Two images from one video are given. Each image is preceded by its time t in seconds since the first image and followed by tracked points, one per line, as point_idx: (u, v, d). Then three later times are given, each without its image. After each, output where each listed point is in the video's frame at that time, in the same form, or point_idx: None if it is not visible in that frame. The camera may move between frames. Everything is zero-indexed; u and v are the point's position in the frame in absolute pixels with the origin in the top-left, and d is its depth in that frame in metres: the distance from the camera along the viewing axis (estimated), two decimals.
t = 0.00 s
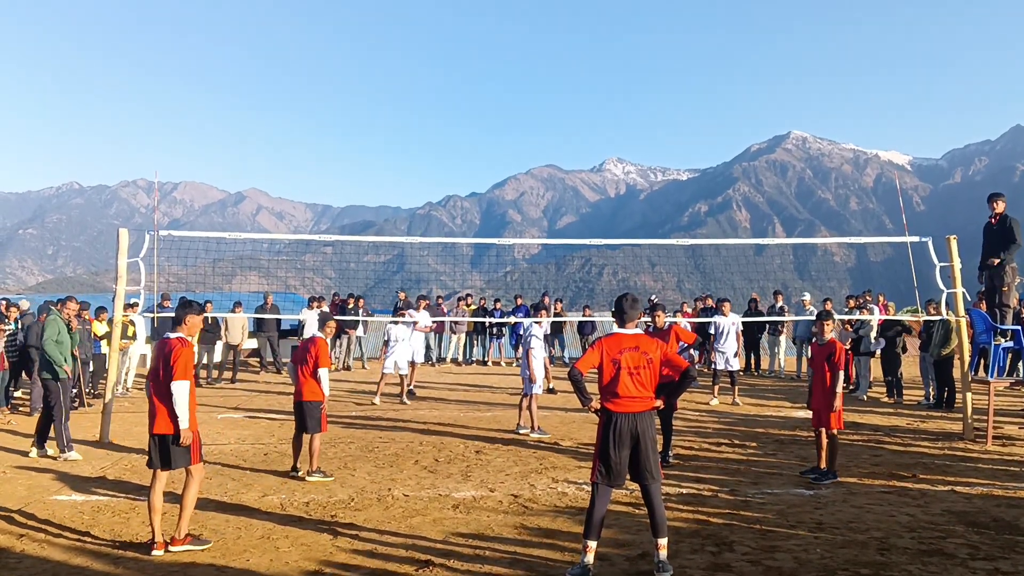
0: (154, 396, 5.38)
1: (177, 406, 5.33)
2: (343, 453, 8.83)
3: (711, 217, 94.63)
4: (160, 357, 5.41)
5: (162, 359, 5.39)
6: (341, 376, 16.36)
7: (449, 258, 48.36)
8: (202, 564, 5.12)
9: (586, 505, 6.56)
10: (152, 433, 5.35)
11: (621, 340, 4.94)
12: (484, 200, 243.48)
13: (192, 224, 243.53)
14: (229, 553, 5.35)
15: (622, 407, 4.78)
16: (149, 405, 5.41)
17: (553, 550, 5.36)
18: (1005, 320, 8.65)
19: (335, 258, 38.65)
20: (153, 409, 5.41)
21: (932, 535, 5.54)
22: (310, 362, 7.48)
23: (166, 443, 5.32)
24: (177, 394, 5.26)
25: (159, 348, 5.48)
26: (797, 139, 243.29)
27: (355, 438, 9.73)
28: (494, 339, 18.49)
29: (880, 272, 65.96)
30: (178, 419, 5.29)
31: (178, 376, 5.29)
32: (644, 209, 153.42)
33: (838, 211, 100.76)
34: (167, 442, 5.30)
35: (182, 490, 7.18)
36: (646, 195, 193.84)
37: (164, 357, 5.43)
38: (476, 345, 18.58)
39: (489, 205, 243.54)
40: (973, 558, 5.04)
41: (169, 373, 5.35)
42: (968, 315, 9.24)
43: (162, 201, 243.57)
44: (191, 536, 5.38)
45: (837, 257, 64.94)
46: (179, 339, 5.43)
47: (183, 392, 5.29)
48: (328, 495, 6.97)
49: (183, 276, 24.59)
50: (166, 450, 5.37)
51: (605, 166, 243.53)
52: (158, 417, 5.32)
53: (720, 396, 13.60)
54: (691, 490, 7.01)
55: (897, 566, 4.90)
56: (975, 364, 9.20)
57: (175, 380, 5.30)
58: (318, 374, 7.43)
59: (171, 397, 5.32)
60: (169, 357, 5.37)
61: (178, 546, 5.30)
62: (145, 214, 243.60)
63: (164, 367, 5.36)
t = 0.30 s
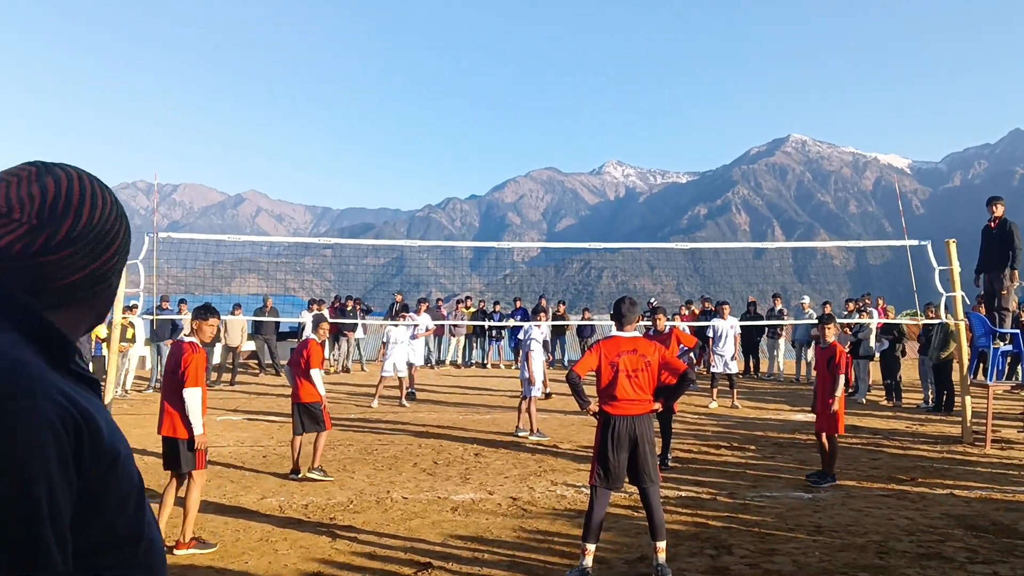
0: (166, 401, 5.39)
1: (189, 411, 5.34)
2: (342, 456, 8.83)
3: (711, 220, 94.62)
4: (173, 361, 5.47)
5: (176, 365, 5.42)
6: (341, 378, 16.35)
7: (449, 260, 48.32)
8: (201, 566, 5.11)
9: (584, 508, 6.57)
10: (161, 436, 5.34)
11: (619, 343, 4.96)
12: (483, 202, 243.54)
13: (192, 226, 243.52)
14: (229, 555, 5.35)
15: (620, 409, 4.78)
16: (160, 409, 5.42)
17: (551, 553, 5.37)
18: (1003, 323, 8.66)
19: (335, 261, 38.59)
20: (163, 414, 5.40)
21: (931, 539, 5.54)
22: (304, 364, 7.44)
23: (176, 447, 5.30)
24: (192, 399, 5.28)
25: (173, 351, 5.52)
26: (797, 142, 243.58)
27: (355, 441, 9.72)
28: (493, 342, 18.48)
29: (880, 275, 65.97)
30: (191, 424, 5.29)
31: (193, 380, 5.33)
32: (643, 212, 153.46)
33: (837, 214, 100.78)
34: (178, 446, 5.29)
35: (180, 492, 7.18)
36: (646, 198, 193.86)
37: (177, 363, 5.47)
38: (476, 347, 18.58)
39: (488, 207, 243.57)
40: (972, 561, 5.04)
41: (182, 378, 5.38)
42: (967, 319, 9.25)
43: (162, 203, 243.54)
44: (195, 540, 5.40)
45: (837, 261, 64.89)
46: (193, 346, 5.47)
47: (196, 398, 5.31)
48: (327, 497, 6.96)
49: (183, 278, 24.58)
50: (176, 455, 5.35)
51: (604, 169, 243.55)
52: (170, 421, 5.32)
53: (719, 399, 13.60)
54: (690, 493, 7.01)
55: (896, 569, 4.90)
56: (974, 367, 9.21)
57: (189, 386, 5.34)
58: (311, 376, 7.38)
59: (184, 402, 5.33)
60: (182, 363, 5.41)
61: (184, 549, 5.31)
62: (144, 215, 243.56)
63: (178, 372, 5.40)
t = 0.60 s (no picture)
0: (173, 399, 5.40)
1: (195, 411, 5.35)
2: (340, 458, 8.81)
3: (711, 222, 94.59)
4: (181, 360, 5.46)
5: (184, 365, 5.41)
6: (340, 379, 16.32)
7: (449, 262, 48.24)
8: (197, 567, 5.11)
9: (583, 510, 6.56)
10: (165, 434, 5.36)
11: (618, 346, 4.99)
12: (482, 204, 243.53)
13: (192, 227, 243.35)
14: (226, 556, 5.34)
15: (618, 410, 4.78)
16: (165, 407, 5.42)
17: (549, 556, 5.35)
18: (1002, 326, 8.67)
19: (334, 262, 38.52)
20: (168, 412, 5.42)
21: (929, 541, 5.54)
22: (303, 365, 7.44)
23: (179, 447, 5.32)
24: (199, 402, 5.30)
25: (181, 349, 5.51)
26: (796, 144, 243.69)
27: (353, 443, 9.71)
28: (492, 343, 18.46)
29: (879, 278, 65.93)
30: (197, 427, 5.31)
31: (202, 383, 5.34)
32: (643, 214, 153.38)
33: (837, 217, 100.75)
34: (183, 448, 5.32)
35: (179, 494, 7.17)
36: (645, 200, 193.83)
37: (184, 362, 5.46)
38: (475, 349, 18.55)
39: (488, 209, 243.57)
40: (970, 564, 5.04)
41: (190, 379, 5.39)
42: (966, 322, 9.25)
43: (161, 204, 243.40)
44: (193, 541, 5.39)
45: (836, 264, 64.86)
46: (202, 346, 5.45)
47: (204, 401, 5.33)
48: (325, 499, 6.94)
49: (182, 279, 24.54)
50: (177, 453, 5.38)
51: (603, 171, 243.58)
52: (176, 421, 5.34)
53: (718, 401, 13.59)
54: (689, 495, 7.01)
55: (894, 572, 4.90)
56: (972, 370, 9.21)
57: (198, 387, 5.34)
58: (311, 377, 7.38)
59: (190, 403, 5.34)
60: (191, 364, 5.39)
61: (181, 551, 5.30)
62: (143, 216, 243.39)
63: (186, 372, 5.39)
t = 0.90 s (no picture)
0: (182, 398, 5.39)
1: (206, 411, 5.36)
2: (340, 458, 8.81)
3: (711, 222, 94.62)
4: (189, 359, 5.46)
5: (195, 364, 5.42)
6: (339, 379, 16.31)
7: (448, 262, 48.25)
8: (197, 567, 5.12)
9: (582, 510, 6.56)
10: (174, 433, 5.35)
11: (618, 346, 5.00)
12: (482, 205, 243.58)
13: (192, 227, 243.47)
14: (226, 556, 5.35)
15: (617, 410, 4.78)
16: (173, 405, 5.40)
17: (549, 556, 5.35)
18: (1002, 327, 8.66)
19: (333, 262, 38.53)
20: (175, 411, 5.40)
21: (929, 542, 5.54)
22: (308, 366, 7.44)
23: (187, 446, 5.31)
24: (212, 401, 5.32)
25: (189, 349, 5.50)
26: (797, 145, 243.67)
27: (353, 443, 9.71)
28: (492, 343, 18.46)
29: (879, 278, 65.93)
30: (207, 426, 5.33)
31: (215, 382, 5.37)
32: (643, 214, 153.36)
33: (837, 217, 100.71)
34: (192, 447, 5.32)
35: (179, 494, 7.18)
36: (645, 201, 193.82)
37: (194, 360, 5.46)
38: (474, 349, 18.55)
39: (488, 210, 243.62)
40: (970, 565, 5.04)
41: (202, 378, 5.40)
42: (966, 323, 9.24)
43: (161, 204, 243.48)
44: (193, 541, 5.40)
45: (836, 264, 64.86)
46: (214, 346, 5.47)
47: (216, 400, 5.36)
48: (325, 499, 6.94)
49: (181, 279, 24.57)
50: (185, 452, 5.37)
51: (603, 172, 243.59)
52: (185, 420, 5.33)
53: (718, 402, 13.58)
54: (689, 496, 7.01)
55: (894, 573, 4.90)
56: (972, 370, 9.20)
57: (210, 386, 5.37)
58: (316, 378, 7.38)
59: (200, 402, 5.34)
60: (202, 364, 5.41)
61: (180, 551, 5.30)
62: (143, 216, 243.49)
63: (197, 371, 5.41)
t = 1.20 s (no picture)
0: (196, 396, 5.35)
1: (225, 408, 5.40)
2: (341, 456, 8.81)
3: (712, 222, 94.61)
4: (198, 360, 5.47)
5: (206, 363, 5.45)
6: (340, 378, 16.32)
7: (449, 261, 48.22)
8: (198, 565, 5.12)
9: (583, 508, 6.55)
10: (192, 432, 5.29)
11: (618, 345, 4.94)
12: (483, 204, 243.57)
13: (193, 226, 243.57)
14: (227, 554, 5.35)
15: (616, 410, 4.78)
16: (187, 406, 5.33)
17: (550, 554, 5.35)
18: (1003, 326, 8.64)
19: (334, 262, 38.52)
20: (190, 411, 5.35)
21: (930, 541, 5.54)
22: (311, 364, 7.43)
23: (209, 443, 5.30)
24: (233, 395, 5.40)
25: (192, 351, 5.50)
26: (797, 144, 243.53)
27: (354, 442, 9.70)
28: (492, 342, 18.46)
29: (880, 277, 65.92)
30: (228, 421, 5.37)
31: (232, 378, 5.46)
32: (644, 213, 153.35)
33: (838, 217, 100.63)
34: (216, 443, 5.32)
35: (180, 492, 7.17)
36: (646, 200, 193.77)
37: (202, 361, 5.49)
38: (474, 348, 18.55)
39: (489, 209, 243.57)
40: (972, 564, 5.04)
41: (216, 376, 5.45)
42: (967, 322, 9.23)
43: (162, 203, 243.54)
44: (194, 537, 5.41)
45: (836, 264, 64.82)
46: (222, 345, 5.55)
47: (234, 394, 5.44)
48: (325, 498, 6.93)
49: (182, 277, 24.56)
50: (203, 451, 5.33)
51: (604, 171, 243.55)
52: (206, 417, 5.31)
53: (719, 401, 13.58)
54: (690, 494, 7.01)
55: (896, 572, 4.89)
56: (973, 369, 9.19)
57: (227, 382, 5.43)
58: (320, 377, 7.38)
59: (222, 398, 5.38)
60: (214, 362, 5.46)
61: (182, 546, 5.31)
62: (144, 215, 243.54)
63: (210, 370, 5.44)
